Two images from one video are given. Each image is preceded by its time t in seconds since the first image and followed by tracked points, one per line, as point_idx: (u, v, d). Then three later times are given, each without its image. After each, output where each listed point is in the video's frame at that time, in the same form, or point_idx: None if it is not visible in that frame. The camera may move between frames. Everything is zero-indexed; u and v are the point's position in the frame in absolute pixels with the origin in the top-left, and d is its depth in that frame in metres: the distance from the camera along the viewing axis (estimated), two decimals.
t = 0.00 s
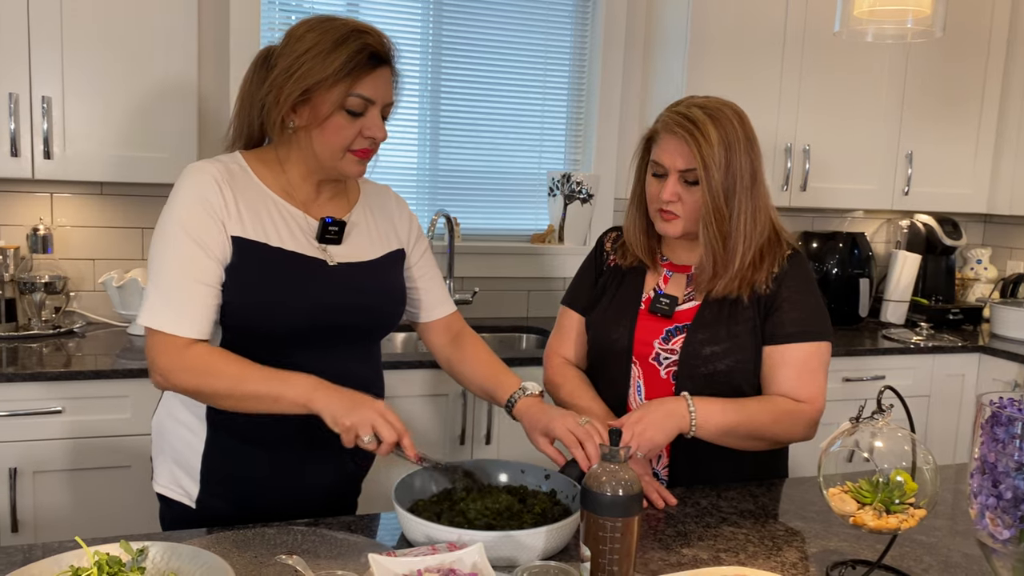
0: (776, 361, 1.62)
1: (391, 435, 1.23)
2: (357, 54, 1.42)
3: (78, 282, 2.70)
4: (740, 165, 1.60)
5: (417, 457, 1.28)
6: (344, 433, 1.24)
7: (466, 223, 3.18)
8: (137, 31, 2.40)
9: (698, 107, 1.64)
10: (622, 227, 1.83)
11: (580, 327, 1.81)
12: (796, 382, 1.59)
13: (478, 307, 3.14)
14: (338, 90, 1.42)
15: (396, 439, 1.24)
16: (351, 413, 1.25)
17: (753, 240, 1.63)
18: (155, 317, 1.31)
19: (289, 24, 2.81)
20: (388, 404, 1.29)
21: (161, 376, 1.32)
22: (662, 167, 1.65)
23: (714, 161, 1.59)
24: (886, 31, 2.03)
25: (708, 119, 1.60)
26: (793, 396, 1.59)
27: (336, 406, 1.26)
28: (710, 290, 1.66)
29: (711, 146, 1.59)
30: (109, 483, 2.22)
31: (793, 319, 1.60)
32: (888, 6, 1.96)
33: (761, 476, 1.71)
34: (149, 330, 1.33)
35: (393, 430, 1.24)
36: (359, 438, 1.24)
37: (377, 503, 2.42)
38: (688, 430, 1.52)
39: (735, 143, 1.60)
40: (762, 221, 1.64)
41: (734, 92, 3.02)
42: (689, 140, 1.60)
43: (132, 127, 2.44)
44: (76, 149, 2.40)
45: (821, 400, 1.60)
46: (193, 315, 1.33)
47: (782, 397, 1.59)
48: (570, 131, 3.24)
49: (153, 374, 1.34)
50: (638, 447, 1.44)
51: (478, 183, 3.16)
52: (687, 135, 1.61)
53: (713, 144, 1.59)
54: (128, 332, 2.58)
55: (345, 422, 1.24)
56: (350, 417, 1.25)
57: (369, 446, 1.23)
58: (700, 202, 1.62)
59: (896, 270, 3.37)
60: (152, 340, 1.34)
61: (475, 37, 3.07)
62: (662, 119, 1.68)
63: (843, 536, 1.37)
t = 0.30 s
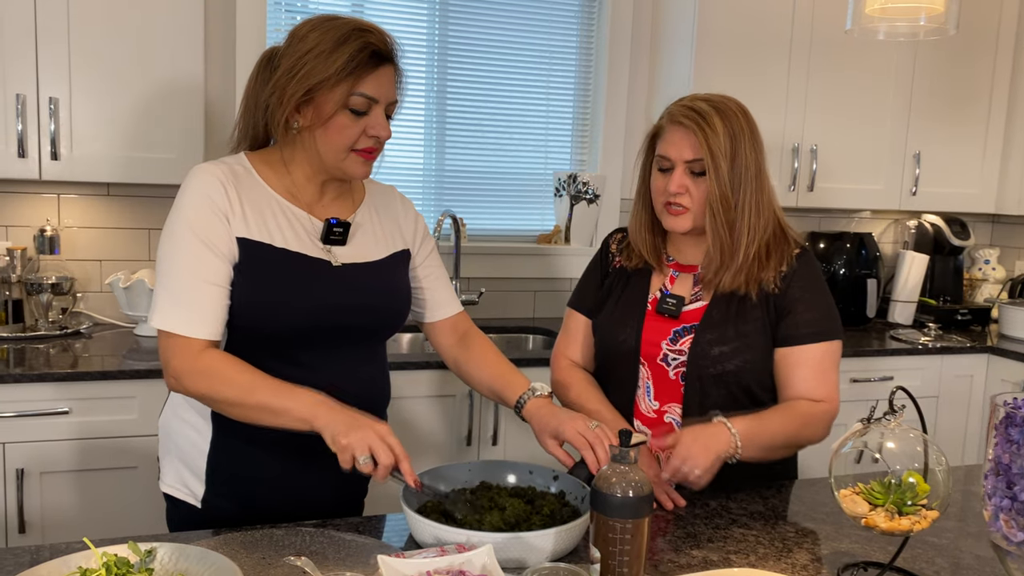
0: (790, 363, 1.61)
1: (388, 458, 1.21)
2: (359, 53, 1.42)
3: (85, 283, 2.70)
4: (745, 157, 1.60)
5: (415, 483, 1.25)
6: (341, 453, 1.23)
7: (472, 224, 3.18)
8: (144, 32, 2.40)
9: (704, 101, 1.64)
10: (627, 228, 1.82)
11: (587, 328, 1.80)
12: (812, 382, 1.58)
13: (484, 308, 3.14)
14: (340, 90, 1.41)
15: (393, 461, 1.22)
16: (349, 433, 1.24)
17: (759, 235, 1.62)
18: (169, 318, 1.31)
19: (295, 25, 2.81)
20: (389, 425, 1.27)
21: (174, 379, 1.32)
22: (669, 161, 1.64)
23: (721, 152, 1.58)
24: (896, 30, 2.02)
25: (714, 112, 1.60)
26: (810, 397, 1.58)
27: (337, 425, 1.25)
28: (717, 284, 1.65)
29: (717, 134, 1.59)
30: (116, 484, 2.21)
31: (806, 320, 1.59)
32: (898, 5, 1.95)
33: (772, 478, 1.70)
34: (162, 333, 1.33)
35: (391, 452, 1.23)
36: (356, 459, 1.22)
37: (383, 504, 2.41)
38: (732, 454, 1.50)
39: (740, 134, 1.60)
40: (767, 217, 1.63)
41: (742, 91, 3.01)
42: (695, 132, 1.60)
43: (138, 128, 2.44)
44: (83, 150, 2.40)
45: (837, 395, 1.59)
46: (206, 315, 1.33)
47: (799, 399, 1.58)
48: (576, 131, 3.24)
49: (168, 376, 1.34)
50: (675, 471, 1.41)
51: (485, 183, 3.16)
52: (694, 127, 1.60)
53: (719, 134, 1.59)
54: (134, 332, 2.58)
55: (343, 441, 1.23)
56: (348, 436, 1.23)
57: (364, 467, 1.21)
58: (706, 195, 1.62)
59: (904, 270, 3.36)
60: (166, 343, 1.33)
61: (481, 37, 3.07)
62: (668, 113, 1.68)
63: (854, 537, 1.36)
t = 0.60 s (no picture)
0: (797, 367, 1.61)
1: (389, 471, 1.21)
2: (360, 56, 1.41)
3: (91, 286, 2.70)
4: (750, 160, 1.59)
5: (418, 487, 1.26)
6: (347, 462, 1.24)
7: (478, 226, 3.17)
8: (150, 34, 2.40)
9: (706, 105, 1.63)
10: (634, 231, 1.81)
11: (596, 331, 1.79)
12: (818, 387, 1.59)
13: (490, 310, 3.13)
14: (344, 93, 1.41)
15: (394, 473, 1.21)
16: (354, 443, 1.23)
17: (765, 236, 1.61)
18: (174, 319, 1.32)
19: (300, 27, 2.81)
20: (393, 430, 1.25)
21: (184, 380, 1.33)
22: (674, 166, 1.63)
23: (726, 156, 1.57)
24: (905, 30, 2.01)
25: (717, 116, 1.59)
26: (817, 402, 1.58)
27: (342, 431, 1.24)
28: (725, 289, 1.65)
29: (722, 139, 1.58)
30: (122, 486, 2.22)
31: (815, 323, 1.59)
32: (907, 5, 1.94)
33: (780, 480, 1.70)
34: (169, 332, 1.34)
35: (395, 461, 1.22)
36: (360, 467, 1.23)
37: (389, 507, 2.41)
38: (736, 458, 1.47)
39: (744, 137, 1.59)
40: (773, 217, 1.62)
41: (748, 92, 3.00)
42: (699, 137, 1.59)
43: (144, 131, 2.44)
44: (90, 153, 2.41)
45: (843, 400, 1.60)
46: (212, 315, 1.33)
47: (806, 405, 1.58)
48: (581, 132, 3.23)
49: (179, 377, 1.34)
50: (678, 468, 1.38)
51: (490, 184, 3.16)
52: (697, 131, 1.59)
53: (723, 139, 1.58)
54: (141, 335, 2.59)
55: (347, 453, 1.23)
56: (352, 447, 1.23)
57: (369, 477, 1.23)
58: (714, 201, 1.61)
59: (911, 271, 3.34)
60: (174, 343, 1.34)
61: (487, 38, 3.06)
62: (671, 119, 1.66)
63: (863, 541, 1.35)
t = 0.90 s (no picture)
0: (789, 360, 1.59)
1: (392, 438, 1.22)
2: (363, 62, 1.40)
3: (98, 287, 2.71)
4: (757, 164, 1.58)
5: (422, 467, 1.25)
6: (347, 439, 1.24)
7: (484, 227, 3.17)
8: (156, 36, 2.40)
9: (713, 108, 1.62)
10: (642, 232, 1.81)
11: (603, 332, 1.78)
12: (806, 379, 1.56)
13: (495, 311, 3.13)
14: (346, 100, 1.41)
15: (397, 441, 1.22)
16: (353, 418, 1.24)
17: (773, 239, 1.60)
18: (168, 322, 1.31)
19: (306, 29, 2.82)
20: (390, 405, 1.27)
21: (173, 381, 1.32)
22: (682, 170, 1.62)
23: (733, 160, 1.57)
24: (914, 29, 2.00)
25: (724, 119, 1.59)
26: (803, 394, 1.55)
27: (340, 411, 1.25)
28: (731, 290, 1.64)
29: (729, 143, 1.57)
30: (129, 487, 2.22)
31: (809, 318, 1.58)
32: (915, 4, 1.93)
33: (787, 482, 1.68)
34: (162, 335, 1.33)
35: (395, 433, 1.23)
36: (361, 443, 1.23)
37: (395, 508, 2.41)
38: (702, 419, 1.47)
39: (752, 141, 1.58)
40: (782, 220, 1.61)
41: (754, 92, 3.00)
42: (706, 141, 1.58)
43: (150, 132, 2.44)
44: (96, 155, 2.41)
45: (832, 396, 1.56)
46: (207, 320, 1.32)
47: (792, 395, 1.55)
48: (587, 133, 3.23)
49: (167, 378, 1.34)
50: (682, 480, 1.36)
51: (497, 186, 3.16)
52: (703, 135, 1.59)
53: (731, 143, 1.57)
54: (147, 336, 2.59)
55: (346, 428, 1.23)
56: (352, 421, 1.24)
57: (371, 450, 1.22)
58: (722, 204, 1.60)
59: (919, 272, 3.33)
60: (167, 347, 1.33)
61: (493, 40, 3.06)
62: (678, 122, 1.66)
63: (871, 543, 1.34)
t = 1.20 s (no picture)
0: (792, 359, 1.58)
1: (387, 447, 1.21)
2: (361, 60, 1.40)
3: (103, 288, 2.72)
4: (756, 161, 1.57)
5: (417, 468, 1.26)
6: (341, 444, 1.23)
7: (489, 228, 3.17)
8: (161, 37, 2.41)
9: (713, 105, 1.62)
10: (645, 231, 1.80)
11: (605, 332, 1.78)
12: (808, 380, 1.55)
13: (500, 311, 3.13)
14: (344, 99, 1.40)
15: (392, 448, 1.22)
16: (348, 423, 1.23)
17: (772, 236, 1.60)
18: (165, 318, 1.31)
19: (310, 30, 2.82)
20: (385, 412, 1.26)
21: (167, 377, 1.33)
22: (681, 167, 1.62)
23: (731, 156, 1.56)
24: (919, 27, 1.99)
25: (724, 116, 1.58)
26: (806, 395, 1.54)
27: (335, 417, 1.24)
28: (732, 289, 1.63)
29: (727, 139, 1.56)
30: (135, 488, 2.22)
31: (812, 318, 1.57)
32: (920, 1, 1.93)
33: (792, 482, 1.68)
34: (161, 335, 1.33)
35: (390, 441, 1.23)
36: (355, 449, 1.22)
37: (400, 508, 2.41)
38: (707, 418, 1.46)
39: (751, 139, 1.57)
40: (782, 217, 1.61)
41: (760, 91, 2.99)
42: (704, 138, 1.58)
43: (155, 133, 2.45)
44: (101, 155, 2.42)
45: (836, 397, 1.55)
46: (205, 320, 1.32)
47: (796, 397, 1.54)
48: (592, 133, 3.22)
49: (163, 375, 1.34)
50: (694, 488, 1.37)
51: (501, 186, 3.16)
52: (703, 132, 1.58)
53: (729, 140, 1.56)
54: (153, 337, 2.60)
55: (341, 433, 1.23)
56: (346, 427, 1.23)
57: (365, 458, 1.22)
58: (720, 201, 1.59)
59: (925, 272, 3.32)
60: (165, 343, 1.33)
61: (497, 39, 3.06)
62: (677, 119, 1.65)
63: (877, 543, 1.34)
